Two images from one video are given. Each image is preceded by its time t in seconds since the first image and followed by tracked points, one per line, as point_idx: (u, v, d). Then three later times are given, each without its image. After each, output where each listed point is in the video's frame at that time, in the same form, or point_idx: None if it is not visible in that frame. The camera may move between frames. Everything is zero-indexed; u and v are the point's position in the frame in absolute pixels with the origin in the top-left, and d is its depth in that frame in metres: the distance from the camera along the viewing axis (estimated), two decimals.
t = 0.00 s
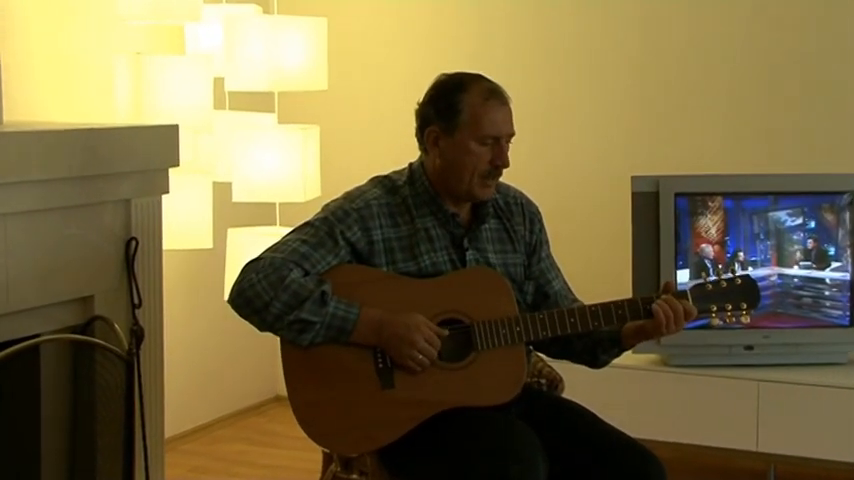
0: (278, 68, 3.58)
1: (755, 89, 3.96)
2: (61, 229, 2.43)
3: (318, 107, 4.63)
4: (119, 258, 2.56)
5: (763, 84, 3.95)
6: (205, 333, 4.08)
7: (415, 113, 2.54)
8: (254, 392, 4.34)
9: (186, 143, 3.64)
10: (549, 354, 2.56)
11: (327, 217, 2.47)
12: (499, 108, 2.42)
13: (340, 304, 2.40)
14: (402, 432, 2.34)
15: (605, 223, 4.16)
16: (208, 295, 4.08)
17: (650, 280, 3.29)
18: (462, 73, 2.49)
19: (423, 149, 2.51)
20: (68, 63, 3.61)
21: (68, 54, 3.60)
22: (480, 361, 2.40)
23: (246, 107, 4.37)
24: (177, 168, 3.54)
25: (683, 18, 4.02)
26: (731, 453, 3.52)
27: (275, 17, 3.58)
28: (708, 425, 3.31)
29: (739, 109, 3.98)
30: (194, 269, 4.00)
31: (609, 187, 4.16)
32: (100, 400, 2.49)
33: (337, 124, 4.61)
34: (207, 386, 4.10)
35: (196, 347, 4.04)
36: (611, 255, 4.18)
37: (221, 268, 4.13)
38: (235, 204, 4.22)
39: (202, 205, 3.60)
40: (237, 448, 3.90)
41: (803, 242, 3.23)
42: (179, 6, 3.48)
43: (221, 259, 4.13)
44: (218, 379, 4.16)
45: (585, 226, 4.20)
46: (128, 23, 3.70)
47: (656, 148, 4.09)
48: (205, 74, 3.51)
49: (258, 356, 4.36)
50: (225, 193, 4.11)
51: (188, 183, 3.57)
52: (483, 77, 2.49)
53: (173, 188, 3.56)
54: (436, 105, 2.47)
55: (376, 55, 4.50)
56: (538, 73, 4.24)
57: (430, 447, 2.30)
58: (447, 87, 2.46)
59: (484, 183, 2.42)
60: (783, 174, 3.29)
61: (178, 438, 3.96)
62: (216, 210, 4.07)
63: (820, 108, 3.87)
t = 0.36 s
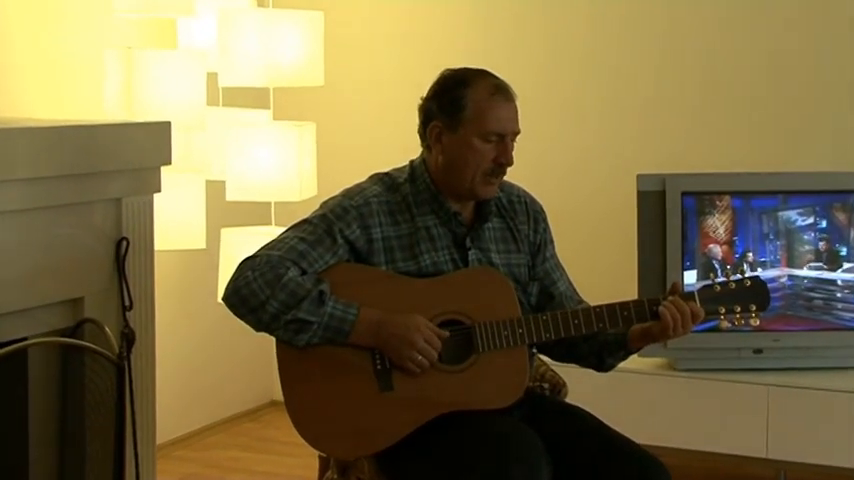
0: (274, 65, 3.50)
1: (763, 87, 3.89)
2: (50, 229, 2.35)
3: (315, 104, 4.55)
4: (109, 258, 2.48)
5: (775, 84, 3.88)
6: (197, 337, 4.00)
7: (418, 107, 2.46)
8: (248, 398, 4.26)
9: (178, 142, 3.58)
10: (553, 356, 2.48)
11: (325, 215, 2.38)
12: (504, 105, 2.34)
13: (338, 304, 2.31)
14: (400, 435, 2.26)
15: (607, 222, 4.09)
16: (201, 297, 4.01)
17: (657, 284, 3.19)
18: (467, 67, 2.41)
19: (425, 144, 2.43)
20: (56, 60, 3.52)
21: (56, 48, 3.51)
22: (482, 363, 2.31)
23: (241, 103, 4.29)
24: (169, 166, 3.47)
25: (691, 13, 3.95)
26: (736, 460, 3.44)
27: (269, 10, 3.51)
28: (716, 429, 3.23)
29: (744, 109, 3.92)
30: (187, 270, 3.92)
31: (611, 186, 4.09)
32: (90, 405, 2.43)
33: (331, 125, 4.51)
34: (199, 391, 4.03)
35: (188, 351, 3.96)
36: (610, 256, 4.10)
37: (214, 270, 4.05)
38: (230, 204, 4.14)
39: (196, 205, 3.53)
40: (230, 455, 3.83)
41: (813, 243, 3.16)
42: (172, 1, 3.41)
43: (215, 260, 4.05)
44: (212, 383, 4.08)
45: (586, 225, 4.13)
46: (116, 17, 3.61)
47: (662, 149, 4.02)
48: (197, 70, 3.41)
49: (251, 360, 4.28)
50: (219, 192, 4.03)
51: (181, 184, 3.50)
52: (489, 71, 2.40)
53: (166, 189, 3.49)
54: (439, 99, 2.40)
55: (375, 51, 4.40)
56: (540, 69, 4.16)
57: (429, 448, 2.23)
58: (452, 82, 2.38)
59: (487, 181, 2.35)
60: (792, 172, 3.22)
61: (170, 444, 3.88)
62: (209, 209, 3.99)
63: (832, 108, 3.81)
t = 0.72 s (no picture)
0: (268, 59, 3.37)
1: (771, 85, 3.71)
2: (40, 229, 2.27)
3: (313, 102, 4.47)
4: (99, 259, 2.40)
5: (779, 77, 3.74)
6: (191, 341, 3.92)
7: (419, 104, 2.39)
8: (244, 403, 4.18)
9: (171, 138, 3.41)
10: (554, 360, 2.40)
11: (321, 213, 2.31)
12: (510, 97, 2.27)
13: (333, 305, 2.24)
14: (396, 440, 2.18)
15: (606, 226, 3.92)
16: (194, 299, 3.92)
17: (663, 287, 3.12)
18: (470, 62, 2.34)
19: (427, 141, 2.36)
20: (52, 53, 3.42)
21: (51, 43, 3.41)
22: (480, 366, 2.24)
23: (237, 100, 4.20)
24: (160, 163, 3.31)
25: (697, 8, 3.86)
26: (743, 467, 3.36)
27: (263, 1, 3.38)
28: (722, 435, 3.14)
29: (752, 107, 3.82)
30: (181, 272, 3.85)
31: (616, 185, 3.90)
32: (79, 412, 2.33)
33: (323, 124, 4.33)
34: (193, 396, 3.94)
35: (181, 354, 3.88)
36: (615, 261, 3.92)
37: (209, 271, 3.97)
38: (225, 204, 4.06)
39: (187, 205, 3.40)
40: (220, 462, 3.76)
41: (824, 243, 3.06)
42: None
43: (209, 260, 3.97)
44: (206, 388, 4.00)
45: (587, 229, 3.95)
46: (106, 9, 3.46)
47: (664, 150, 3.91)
48: (191, 63, 3.26)
49: (247, 364, 4.19)
50: (213, 191, 3.95)
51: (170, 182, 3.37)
52: (492, 66, 2.34)
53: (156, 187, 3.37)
54: (442, 94, 2.33)
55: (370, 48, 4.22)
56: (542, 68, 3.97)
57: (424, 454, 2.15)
58: (454, 76, 2.32)
59: (494, 176, 2.27)
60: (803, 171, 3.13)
61: (162, 451, 3.80)
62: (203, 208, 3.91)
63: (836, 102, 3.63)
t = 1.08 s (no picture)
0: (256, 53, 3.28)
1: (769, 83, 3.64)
2: (20, 229, 2.17)
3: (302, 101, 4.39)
4: (82, 260, 2.31)
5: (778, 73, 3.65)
6: (177, 344, 3.84)
7: (408, 100, 2.32)
8: (232, 408, 4.10)
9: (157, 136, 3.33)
10: (552, 364, 2.33)
11: (311, 214, 2.23)
12: (503, 89, 2.20)
13: (324, 311, 2.16)
14: (389, 449, 2.11)
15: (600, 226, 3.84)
16: (179, 301, 3.84)
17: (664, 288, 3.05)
18: (460, 55, 2.27)
19: (418, 138, 2.29)
20: (30, 48, 3.34)
21: (30, 37, 3.33)
22: (476, 372, 2.17)
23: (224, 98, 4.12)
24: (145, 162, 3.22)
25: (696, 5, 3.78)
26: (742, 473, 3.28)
27: None
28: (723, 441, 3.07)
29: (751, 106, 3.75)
30: (167, 270, 3.77)
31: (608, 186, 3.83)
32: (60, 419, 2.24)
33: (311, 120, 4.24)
34: (179, 401, 3.86)
35: (167, 359, 3.80)
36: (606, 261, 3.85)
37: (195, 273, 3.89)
38: (213, 205, 3.97)
39: (172, 205, 3.29)
40: (209, 469, 3.68)
41: (828, 243, 2.99)
42: None
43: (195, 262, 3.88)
44: (192, 394, 3.92)
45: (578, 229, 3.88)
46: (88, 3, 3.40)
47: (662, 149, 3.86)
48: (177, 56, 3.16)
49: (235, 369, 4.12)
50: (199, 191, 3.86)
51: (155, 180, 3.26)
52: (483, 58, 2.27)
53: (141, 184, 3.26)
54: (433, 89, 2.26)
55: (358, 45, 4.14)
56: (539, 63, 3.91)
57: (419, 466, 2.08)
58: (445, 69, 2.25)
59: (490, 170, 2.20)
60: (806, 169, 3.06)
61: (147, 459, 3.73)
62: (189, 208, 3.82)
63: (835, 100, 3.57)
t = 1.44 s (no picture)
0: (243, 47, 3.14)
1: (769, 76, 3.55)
2: None
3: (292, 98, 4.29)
4: (63, 260, 2.23)
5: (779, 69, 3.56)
6: (162, 348, 3.74)
7: (402, 95, 2.25)
8: (218, 414, 4.00)
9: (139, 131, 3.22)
10: (549, 368, 2.26)
11: (301, 213, 2.15)
12: (498, 88, 2.12)
13: (316, 313, 2.08)
14: (383, 456, 2.04)
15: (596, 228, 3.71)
16: (164, 303, 3.74)
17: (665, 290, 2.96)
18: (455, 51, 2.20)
19: (411, 135, 2.22)
20: (10, 42, 3.25)
21: (9, 31, 3.24)
22: (472, 377, 2.09)
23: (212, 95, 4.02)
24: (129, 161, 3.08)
25: None
26: None
27: None
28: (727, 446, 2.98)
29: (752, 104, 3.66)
30: (148, 274, 3.67)
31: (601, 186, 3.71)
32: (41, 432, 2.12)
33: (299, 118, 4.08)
34: (164, 406, 3.76)
35: (151, 363, 3.70)
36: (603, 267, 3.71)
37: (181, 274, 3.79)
38: (200, 205, 3.87)
39: (157, 204, 3.16)
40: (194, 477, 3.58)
41: (833, 244, 2.90)
42: None
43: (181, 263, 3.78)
44: (178, 399, 3.83)
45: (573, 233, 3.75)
46: None
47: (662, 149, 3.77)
48: (158, 49, 3.00)
49: (221, 374, 4.02)
50: (185, 190, 3.76)
51: (139, 178, 3.13)
52: (480, 54, 2.19)
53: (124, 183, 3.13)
54: (426, 85, 2.18)
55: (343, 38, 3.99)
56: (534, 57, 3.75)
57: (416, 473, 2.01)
58: (440, 65, 2.17)
59: (481, 171, 2.13)
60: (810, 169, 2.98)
61: (132, 465, 3.64)
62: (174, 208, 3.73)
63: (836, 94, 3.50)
